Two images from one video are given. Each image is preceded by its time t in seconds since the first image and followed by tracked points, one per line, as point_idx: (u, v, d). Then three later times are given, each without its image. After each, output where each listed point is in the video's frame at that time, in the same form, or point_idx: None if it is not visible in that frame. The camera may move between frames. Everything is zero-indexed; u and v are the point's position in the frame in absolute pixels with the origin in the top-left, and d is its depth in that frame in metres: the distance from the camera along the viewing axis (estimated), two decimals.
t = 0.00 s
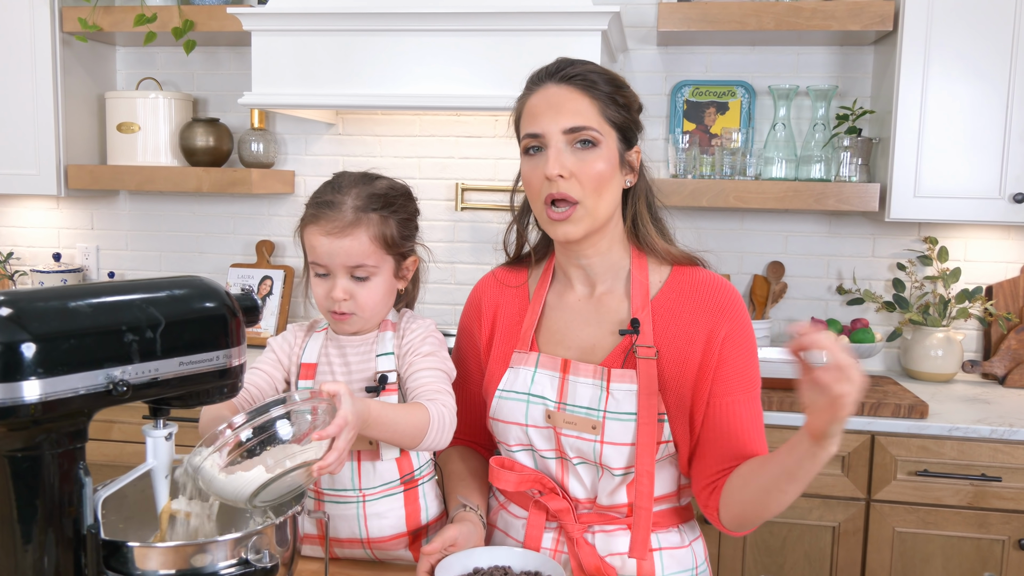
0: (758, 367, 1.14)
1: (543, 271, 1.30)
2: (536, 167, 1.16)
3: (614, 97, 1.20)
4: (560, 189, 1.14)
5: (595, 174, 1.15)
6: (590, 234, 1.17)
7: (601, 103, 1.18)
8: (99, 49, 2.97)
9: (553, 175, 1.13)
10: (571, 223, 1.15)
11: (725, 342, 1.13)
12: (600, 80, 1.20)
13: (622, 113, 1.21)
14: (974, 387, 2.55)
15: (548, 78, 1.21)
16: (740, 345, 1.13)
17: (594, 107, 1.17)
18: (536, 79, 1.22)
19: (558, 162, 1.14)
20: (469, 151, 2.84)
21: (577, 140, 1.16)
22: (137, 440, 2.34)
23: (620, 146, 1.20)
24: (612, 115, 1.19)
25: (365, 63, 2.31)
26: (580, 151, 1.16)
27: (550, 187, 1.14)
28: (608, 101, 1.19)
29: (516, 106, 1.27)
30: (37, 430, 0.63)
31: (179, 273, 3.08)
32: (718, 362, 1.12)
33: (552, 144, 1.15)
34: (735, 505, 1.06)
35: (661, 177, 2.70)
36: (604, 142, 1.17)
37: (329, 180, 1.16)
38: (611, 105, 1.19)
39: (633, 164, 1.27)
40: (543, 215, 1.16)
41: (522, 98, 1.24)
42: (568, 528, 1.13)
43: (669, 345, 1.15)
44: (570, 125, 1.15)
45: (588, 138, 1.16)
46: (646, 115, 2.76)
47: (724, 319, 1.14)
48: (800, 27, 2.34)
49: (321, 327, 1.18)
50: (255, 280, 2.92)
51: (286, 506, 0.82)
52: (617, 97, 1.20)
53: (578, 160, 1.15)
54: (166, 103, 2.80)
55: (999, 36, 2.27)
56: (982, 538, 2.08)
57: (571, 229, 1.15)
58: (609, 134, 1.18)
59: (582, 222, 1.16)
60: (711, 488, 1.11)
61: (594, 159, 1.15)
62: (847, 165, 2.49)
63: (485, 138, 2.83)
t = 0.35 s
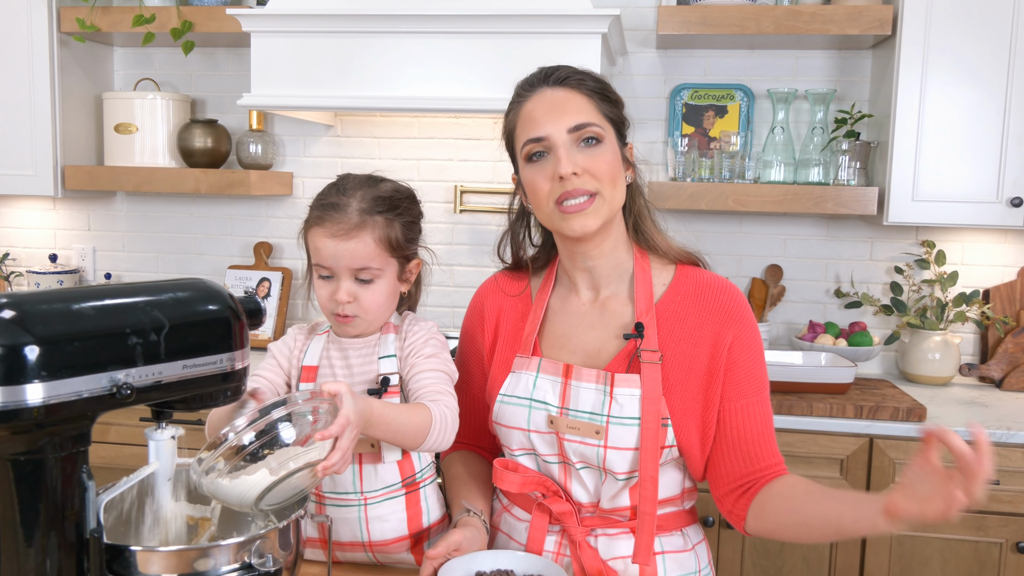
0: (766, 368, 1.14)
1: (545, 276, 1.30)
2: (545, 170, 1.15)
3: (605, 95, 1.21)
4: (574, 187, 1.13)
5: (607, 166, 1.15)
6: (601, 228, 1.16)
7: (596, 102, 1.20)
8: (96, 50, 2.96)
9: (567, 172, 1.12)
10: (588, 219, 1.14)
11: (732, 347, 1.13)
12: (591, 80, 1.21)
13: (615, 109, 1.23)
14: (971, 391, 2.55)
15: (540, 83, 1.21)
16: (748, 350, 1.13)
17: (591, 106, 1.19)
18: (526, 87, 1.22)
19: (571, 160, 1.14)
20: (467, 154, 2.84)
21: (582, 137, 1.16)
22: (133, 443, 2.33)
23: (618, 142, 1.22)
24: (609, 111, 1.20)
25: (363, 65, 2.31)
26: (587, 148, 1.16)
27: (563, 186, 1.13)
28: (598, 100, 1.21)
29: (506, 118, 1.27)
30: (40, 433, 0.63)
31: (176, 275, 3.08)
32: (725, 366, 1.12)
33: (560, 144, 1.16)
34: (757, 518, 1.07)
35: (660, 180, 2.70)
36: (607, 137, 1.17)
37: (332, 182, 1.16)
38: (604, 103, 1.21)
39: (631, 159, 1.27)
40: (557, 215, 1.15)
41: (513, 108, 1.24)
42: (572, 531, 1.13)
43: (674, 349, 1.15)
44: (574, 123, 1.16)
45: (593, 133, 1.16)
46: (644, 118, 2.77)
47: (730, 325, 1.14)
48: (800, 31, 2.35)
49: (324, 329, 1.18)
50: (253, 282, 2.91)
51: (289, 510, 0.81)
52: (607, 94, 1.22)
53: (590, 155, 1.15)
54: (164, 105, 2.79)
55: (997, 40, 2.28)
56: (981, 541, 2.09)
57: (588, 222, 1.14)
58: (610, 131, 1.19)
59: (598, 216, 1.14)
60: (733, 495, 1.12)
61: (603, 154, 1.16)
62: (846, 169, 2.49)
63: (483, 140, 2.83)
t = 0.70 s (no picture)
0: (767, 373, 1.16)
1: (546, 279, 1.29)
2: (531, 196, 1.15)
3: (598, 111, 1.18)
4: (558, 216, 1.13)
5: (592, 195, 1.14)
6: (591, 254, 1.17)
7: (588, 121, 1.16)
8: (93, 50, 2.95)
9: (549, 204, 1.12)
10: (574, 243, 1.15)
11: (733, 353, 1.14)
12: (583, 96, 1.17)
13: (610, 125, 1.19)
14: (967, 393, 2.55)
15: (529, 99, 1.18)
16: (749, 357, 1.14)
17: (581, 127, 1.16)
18: (516, 103, 1.20)
19: (553, 189, 1.13)
20: (465, 155, 2.84)
21: (568, 162, 1.14)
22: (129, 445, 2.32)
23: (614, 158, 1.19)
24: (600, 130, 1.17)
25: (360, 67, 2.30)
26: (574, 173, 1.15)
27: (546, 215, 1.13)
28: (592, 117, 1.17)
29: (501, 127, 1.25)
30: (42, 438, 0.62)
31: (172, 277, 3.07)
32: (726, 373, 1.13)
33: (544, 170, 1.14)
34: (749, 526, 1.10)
35: (658, 182, 2.71)
36: (596, 160, 1.15)
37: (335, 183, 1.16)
38: (596, 120, 1.17)
39: (631, 173, 1.26)
40: (543, 239, 1.16)
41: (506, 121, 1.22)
42: (576, 535, 1.12)
43: (676, 355, 1.15)
44: (559, 150, 1.14)
45: (580, 159, 1.14)
46: (642, 120, 2.77)
47: (732, 331, 1.15)
48: (797, 34, 2.35)
49: (326, 331, 1.18)
50: (250, 284, 2.90)
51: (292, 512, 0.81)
52: (601, 110, 1.18)
53: (573, 184, 1.14)
54: (160, 106, 2.79)
55: (993, 44, 2.29)
56: (976, 543, 2.09)
57: (573, 250, 1.15)
58: (601, 151, 1.16)
59: (585, 243, 1.15)
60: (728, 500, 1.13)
61: (589, 180, 1.14)
62: (843, 172, 2.49)
63: (480, 142, 2.83)
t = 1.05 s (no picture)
0: (769, 369, 1.16)
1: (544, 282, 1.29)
2: (543, 195, 1.14)
3: (608, 113, 1.19)
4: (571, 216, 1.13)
5: (605, 196, 1.14)
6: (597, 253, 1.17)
7: (599, 123, 1.17)
8: (87, 48, 2.93)
9: (564, 203, 1.12)
10: (584, 243, 1.14)
11: (734, 352, 1.14)
12: (593, 98, 1.19)
13: (618, 127, 1.20)
14: (961, 396, 2.56)
15: (540, 99, 1.19)
16: (750, 355, 1.14)
17: (593, 128, 1.16)
18: (526, 103, 1.20)
19: (568, 189, 1.13)
20: (461, 156, 2.83)
21: (582, 162, 1.15)
22: (122, 446, 2.31)
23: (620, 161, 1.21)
24: (611, 131, 1.18)
25: (357, 66, 2.30)
26: (586, 173, 1.15)
27: (558, 214, 1.13)
28: (603, 119, 1.18)
29: (506, 128, 1.25)
30: (42, 439, 0.62)
31: (166, 276, 3.05)
32: (727, 372, 1.13)
33: (558, 170, 1.14)
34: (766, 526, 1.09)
35: (654, 184, 2.71)
36: (608, 161, 1.16)
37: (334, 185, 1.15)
38: (607, 122, 1.19)
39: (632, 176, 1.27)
40: (552, 240, 1.15)
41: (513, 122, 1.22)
42: (577, 539, 1.12)
43: (677, 355, 1.15)
44: (574, 149, 1.14)
45: (593, 159, 1.14)
46: (638, 122, 2.77)
47: (733, 330, 1.15)
48: (794, 38, 2.36)
49: (326, 331, 1.17)
50: (244, 284, 2.89)
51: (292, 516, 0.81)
52: (610, 112, 1.20)
53: (587, 183, 1.14)
54: (155, 105, 2.77)
55: (988, 49, 2.30)
56: (970, 546, 2.10)
57: (582, 249, 1.14)
58: (612, 152, 1.17)
59: (593, 243, 1.15)
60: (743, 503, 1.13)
61: (601, 181, 1.14)
62: (839, 175, 2.50)
63: (477, 143, 2.82)
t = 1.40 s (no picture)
0: (773, 357, 1.16)
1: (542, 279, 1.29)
2: (554, 178, 1.14)
3: (625, 109, 1.20)
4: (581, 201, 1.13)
5: (616, 187, 1.14)
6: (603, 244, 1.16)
7: (616, 117, 1.18)
8: (80, 44, 2.92)
9: (575, 187, 1.12)
10: (587, 235, 1.13)
11: (736, 343, 1.14)
12: (613, 91, 1.20)
13: (633, 125, 1.21)
14: (954, 398, 2.57)
15: (561, 88, 1.20)
16: (753, 341, 1.14)
17: (610, 120, 1.17)
18: (546, 90, 1.20)
19: (581, 175, 1.13)
20: (457, 156, 2.83)
21: (596, 152, 1.15)
22: (115, 445, 2.30)
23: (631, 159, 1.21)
24: (627, 127, 1.19)
25: (352, 65, 2.29)
26: (599, 163, 1.15)
27: (568, 198, 1.13)
28: (620, 114, 1.19)
29: (523, 117, 1.26)
30: (42, 438, 0.61)
31: (159, 274, 3.04)
32: (729, 363, 1.13)
33: (572, 156, 1.14)
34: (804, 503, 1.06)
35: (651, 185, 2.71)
36: (622, 154, 1.16)
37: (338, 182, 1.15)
38: (623, 118, 1.19)
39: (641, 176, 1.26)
40: (558, 226, 1.15)
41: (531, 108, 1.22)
42: (576, 539, 1.12)
43: (677, 348, 1.15)
44: (591, 137, 1.14)
45: (607, 149, 1.15)
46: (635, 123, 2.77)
47: (734, 319, 1.15)
48: (791, 40, 2.36)
49: (326, 330, 1.17)
50: (239, 282, 2.88)
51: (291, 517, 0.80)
52: (627, 109, 1.21)
53: (600, 172, 1.14)
54: (149, 102, 2.76)
55: (983, 53, 2.30)
56: (963, 547, 2.11)
57: (587, 240, 1.14)
58: (625, 147, 1.18)
59: (599, 234, 1.14)
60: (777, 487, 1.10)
61: (613, 172, 1.14)
62: (835, 178, 2.51)
63: (472, 142, 2.82)
